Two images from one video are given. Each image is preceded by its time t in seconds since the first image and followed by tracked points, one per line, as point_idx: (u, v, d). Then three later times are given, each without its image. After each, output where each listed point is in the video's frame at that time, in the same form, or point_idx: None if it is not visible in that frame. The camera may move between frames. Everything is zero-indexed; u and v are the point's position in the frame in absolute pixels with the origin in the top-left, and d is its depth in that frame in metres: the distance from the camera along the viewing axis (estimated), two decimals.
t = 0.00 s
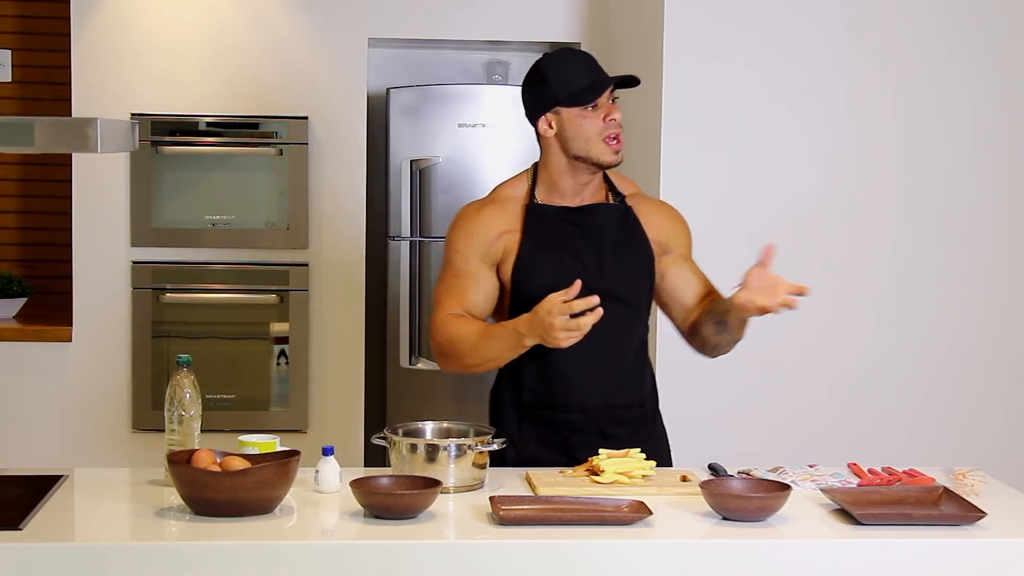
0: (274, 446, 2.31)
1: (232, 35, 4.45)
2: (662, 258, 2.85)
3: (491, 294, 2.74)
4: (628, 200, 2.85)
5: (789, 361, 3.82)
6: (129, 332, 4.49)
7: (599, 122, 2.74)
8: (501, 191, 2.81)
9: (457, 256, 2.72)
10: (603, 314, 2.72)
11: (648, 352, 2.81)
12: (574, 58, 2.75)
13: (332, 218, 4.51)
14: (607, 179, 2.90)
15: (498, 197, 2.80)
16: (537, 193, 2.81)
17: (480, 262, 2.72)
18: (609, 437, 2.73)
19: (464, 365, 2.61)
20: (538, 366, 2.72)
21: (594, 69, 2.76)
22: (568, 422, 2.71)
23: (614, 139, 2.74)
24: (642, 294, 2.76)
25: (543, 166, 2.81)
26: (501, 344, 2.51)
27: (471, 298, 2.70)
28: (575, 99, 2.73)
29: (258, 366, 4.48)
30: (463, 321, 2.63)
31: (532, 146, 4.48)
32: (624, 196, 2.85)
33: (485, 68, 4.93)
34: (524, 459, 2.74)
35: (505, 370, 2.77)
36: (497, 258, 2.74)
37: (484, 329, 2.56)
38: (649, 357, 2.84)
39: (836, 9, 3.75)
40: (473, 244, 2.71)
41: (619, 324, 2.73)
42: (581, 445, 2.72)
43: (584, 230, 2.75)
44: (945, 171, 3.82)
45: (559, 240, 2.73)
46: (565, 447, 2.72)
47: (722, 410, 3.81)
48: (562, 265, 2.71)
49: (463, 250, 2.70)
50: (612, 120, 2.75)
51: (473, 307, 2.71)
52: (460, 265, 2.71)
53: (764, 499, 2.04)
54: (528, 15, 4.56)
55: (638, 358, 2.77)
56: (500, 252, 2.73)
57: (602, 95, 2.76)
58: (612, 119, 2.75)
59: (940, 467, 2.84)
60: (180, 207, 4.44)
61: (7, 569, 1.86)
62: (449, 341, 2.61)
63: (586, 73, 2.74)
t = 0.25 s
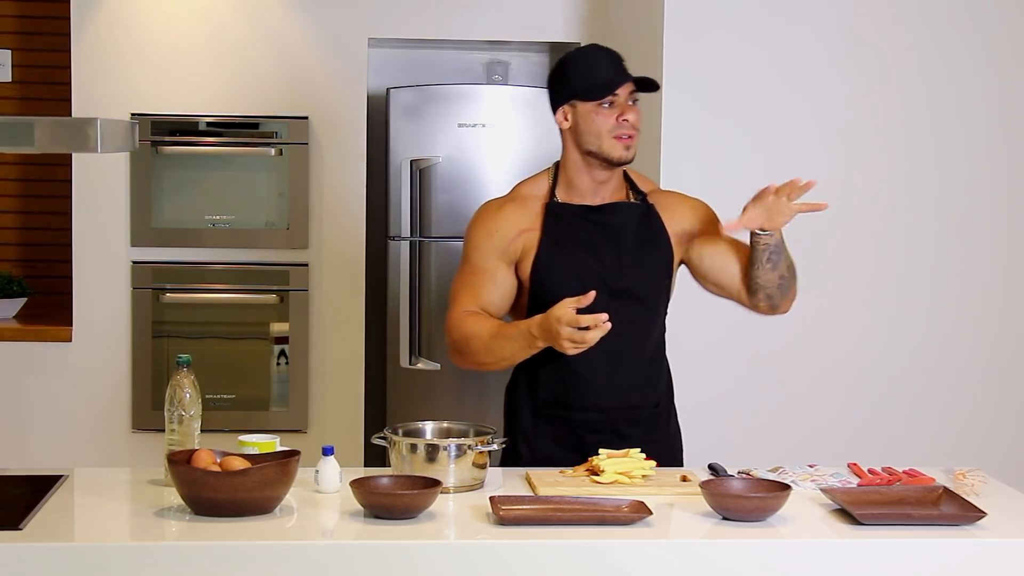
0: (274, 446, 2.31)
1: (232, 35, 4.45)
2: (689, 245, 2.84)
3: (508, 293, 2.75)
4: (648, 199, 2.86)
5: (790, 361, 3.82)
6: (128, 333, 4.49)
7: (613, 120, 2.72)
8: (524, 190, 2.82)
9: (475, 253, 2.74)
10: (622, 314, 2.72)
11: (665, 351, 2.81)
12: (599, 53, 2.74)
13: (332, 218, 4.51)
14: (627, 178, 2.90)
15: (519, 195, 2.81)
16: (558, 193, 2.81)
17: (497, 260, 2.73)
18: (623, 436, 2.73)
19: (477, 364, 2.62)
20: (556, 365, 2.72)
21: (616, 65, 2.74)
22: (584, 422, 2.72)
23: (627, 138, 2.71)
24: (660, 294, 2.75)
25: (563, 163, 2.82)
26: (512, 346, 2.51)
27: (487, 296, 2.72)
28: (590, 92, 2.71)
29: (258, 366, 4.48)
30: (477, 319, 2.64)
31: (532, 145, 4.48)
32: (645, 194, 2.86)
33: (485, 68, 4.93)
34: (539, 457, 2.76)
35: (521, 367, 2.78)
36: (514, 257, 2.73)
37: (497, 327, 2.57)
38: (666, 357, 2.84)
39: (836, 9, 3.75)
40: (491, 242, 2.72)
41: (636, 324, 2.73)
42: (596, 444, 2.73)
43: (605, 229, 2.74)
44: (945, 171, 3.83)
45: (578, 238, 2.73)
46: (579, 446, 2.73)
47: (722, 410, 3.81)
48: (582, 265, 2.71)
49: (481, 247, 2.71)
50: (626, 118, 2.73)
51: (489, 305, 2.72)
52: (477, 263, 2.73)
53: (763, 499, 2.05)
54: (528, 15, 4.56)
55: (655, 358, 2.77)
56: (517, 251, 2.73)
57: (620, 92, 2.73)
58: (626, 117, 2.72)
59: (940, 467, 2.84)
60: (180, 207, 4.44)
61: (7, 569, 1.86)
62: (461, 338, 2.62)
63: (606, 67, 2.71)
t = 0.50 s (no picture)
0: (274, 447, 2.31)
1: (233, 35, 4.45)
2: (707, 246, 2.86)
3: (518, 289, 2.76)
4: (663, 201, 2.87)
5: (790, 361, 3.82)
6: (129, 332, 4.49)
7: (628, 109, 2.69)
8: (538, 187, 2.85)
9: (487, 247, 2.76)
10: (630, 314, 2.74)
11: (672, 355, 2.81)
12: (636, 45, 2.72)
13: (332, 219, 4.51)
14: (642, 179, 2.91)
15: (533, 192, 2.84)
16: (570, 190, 2.83)
17: (509, 255, 2.75)
18: (627, 437, 2.74)
19: (482, 355, 2.60)
20: (562, 364, 2.73)
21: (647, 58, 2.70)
22: (588, 422, 2.73)
23: (638, 129, 2.69)
24: (669, 297, 2.77)
25: (580, 158, 2.82)
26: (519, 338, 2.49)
27: (497, 290, 2.73)
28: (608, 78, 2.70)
29: (258, 366, 4.48)
30: (487, 311, 2.64)
31: (532, 145, 4.48)
32: (660, 196, 2.87)
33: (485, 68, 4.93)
34: (542, 456, 2.76)
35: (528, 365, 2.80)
36: (526, 252, 2.76)
37: (506, 320, 2.57)
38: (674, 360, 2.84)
39: (836, 9, 3.74)
40: (502, 236, 2.74)
41: (644, 326, 2.75)
42: (600, 445, 2.73)
43: (615, 230, 2.76)
44: (945, 170, 3.82)
45: (588, 238, 2.75)
46: (582, 446, 2.74)
47: (722, 409, 3.81)
48: (590, 264, 2.73)
49: (493, 241, 2.73)
50: (641, 110, 2.69)
51: (499, 300, 2.73)
52: (490, 257, 2.75)
53: (764, 499, 2.05)
54: (528, 14, 4.55)
55: (663, 361, 2.78)
56: (529, 247, 2.76)
57: (641, 84, 2.70)
58: (642, 109, 2.69)
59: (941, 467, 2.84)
60: (180, 207, 4.44)
61: (7, 569, 1.85)
62: (468, 329, 2.62)
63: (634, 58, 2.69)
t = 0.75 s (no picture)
0: (274, 446, 2.31)
1: (233, 35, 4.45)
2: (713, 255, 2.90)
3: (519, 283, 2.85)
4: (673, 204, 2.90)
5: (790, 360, 3.82)
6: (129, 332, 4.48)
7: (644, 114, 2.74)
8: (551, 184, 2.91)
9: (493, 240, 2.84)
10: (634, 316, 2.78)
11: (676, 358, 2.84)
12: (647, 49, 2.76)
13: (332, 218, 4.51)
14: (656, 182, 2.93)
15: (545, 189, 2.90)
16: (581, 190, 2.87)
17: (512, 250, 2.83)
18: (624, 438, 2.78)
19: (474, 345, 2.71)
20: (563, 363, 2.78)
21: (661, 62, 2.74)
22: (588, 421, 2.77)
23: (656, 135, 2.74)
24: (674, 300, 2.80)
25: (592, 161, 2.86)
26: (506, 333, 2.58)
27: (497, 283, 2.82)
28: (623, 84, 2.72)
29: (258, 366, 4.48)
30: (483, 303, 2.74)
31: (532, 145, 4.48)
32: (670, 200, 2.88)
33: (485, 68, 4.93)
34: (540, 453, 2.80)
35: (531, 361, 2.85)
36: (530, 248, 2.84)
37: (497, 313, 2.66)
38: (677, 363, 2.88)
39: (836, 9, 3.75)
40: (507, 231, 2.82)
41: (648, 327, 2.78)
42: (598, 444, 2.77)
43: (623, 231, 2.80)
44: (944, 170, 3.82)
45: (595, 239, 2.79)
46: (580, 445, 2.78)
47: (723, 409, 3.81)
48: (597, 265, 2.77)
49: (497, 235, 2.82)
50: (658, 115, 2.74)
51: (499, 292, 2.82)
52: (494, 250, 2.83)
53: (763, 499, 2.05)
54: (528, 14, 4.55)
55: (664, 363, 2.81)
56: (533, 244, 2.83)
57: (657, 88, 2.74)
58: (658, 114, 2.74)
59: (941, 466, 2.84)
60: (180, 207, 4.44)
61: (7, 569, 1.85)
62: (462, 317, 2.73)
63: (647, 61, 2.72)
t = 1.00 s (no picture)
0: (274, 446, 2.31)
1: (233, 34, 4.45)
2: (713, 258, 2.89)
3: (515, 278, 2.87)
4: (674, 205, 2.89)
5: (790, 360, 3.82)
6: (129, 332, 4.48)
7: (650, 115, 2.76)
8: (553, 181, 2.91)
9: (491, 237, 2.87)
10: (632, 316, 2.78)
11: (673, 358, 2.83)
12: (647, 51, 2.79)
13: (332, 218, 4.51)
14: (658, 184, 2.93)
15: (546, 186, 2.91)
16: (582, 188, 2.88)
17: (510, 247, 2.85)
18: (620, 437, 2.79)
19: (466, 339, 2.76)
20: (559, 361, 2.78)
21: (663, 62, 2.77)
22: (583, 420, 2.78)
23: (661, 136, 2.75)
24: (672, 300, 2.79)
25: (594, 161, 2.86)
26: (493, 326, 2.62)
27: (493, 278, 2.85)
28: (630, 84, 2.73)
29: (258, 366, 4.48)
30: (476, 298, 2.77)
31: (532, 145, 4.48)
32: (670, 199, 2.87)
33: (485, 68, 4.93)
34: (536, 451, 2.82)
35: (529, 357, 2.87)
36: (528, 246, 2.85)
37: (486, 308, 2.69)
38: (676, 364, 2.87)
39: (836, 8, 3.74)
40: (504, 228, 2.84)
41: (646, 327, 2.77)
42: (592, 443, 2.78)
43: (622, 230, 2.79)
44: (944, 170, 3.82)
45: (595, 238, 2.79)
46: (576, 444, 2.79)
47: (723, 409, 3.81)
48: (595, 263, 2.77)
49: (494, 230, 2.84)
50: (663, 115, 2.76)
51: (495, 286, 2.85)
52: (492, 247, 2.86)
53: (764, 499, 2.04)
54: (528, 14, 4.55)
55: (663, 364, 2.81)
56: (532, 241, 2.84)
57: (661, 88, 2.76)
58: (663, 114, 2.76)
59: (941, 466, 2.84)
60: (180, 207, 4.44)
61: (7, 570, 1.85)
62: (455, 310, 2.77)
63: (650, 60, 2.74)
